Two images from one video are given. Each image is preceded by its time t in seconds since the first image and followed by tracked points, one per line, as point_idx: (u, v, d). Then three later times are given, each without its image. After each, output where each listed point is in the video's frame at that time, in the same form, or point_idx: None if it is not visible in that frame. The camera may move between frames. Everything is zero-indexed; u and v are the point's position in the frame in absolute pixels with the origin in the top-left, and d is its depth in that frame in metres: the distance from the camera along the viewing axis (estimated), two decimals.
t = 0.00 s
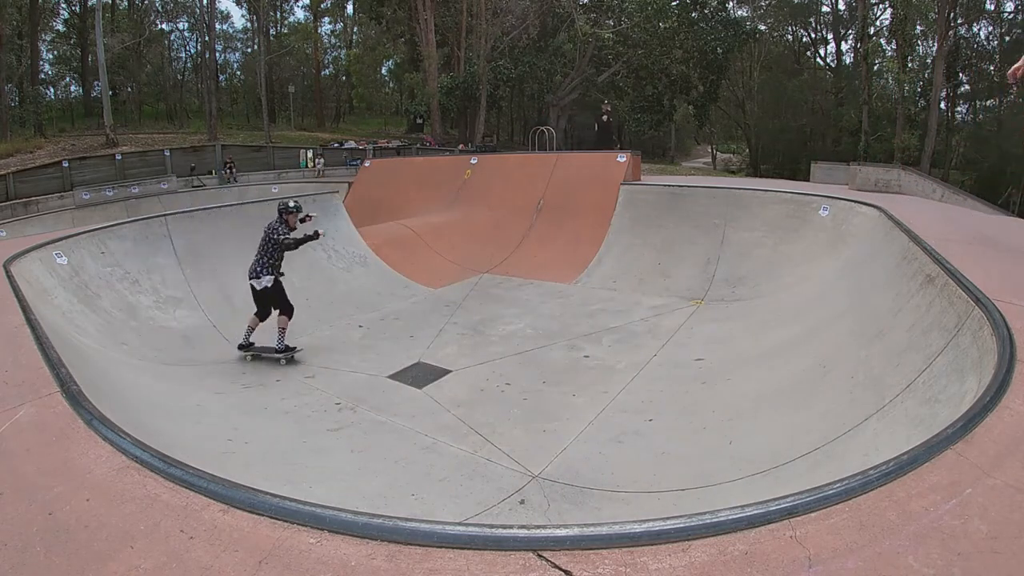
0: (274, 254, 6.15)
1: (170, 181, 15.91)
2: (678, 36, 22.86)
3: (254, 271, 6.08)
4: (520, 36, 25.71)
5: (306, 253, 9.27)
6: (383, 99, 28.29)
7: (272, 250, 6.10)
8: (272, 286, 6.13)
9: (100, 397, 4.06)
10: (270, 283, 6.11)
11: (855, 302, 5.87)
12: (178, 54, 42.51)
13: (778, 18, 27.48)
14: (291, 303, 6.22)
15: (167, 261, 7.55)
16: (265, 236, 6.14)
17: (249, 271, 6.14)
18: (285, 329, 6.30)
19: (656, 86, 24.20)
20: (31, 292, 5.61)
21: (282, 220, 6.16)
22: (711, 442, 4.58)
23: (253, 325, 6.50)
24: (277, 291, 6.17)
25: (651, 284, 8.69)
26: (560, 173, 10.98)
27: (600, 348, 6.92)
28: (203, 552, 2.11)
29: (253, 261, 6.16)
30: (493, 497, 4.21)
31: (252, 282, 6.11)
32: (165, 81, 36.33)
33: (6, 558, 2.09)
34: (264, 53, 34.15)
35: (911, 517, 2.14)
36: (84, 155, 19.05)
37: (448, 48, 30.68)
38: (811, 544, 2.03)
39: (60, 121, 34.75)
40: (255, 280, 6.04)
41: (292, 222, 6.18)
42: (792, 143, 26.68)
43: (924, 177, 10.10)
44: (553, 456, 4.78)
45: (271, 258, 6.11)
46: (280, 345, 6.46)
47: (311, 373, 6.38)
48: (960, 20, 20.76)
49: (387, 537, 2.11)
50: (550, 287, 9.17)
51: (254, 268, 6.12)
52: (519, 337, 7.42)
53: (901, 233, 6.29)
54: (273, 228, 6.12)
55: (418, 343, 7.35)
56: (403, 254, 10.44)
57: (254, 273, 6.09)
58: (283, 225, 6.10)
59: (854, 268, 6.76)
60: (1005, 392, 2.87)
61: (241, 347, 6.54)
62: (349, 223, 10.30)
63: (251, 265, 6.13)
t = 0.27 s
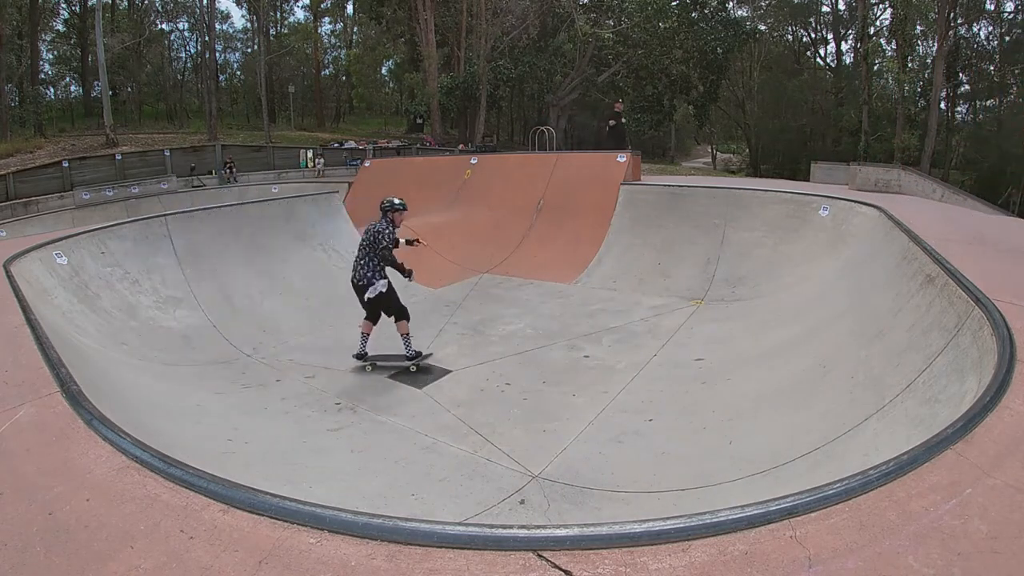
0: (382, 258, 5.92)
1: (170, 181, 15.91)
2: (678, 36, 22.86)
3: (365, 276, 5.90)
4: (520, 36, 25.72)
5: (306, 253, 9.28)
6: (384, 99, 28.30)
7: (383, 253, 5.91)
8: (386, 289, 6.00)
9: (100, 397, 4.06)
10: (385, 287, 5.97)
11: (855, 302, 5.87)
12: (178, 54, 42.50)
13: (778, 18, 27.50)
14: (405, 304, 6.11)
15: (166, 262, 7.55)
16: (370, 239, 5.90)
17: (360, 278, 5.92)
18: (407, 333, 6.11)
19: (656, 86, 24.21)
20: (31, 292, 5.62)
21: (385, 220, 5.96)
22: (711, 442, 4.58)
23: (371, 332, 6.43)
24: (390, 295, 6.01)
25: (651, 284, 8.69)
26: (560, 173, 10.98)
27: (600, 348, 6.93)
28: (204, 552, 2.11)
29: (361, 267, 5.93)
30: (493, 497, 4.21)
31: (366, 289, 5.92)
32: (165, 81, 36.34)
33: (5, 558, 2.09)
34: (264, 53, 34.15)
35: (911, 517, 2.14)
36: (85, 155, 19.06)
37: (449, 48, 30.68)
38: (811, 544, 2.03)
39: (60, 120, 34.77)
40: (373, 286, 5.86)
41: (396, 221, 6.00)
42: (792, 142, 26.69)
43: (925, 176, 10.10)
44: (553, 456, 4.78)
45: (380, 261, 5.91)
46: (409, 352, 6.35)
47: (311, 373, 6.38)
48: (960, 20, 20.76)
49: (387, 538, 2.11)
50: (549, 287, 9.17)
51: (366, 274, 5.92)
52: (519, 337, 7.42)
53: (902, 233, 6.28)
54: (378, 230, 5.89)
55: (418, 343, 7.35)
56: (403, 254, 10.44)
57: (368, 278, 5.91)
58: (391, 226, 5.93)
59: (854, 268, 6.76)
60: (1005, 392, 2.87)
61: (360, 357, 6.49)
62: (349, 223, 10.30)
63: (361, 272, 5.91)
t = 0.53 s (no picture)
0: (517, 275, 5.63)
1: (170, 181, 15.91)
2: (678, 36, 22.87)
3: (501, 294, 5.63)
4: (520, 36, 25.73)
5: (306, 253, 9.28)
6: (383, 99, 28.30)
7: (520, 269, 5.60)
8: (523, 307, 5.71)
9: (100, 397, 4.06)
10: (521, 305, 5.71)
11: (855, 302, 5.87)
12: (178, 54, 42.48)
13: (778, 18, 27.51)
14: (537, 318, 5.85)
15: (166, 262, 7.55)
16: (506, 255, 5.62)
17: (495, 296, 5.66)
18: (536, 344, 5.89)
19: (656, 86, 24.21)
20: (31, 292, 5.62)
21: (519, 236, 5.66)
22: (710, 442, 4.59)
23: (495, 336, 6.14)
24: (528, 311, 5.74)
25: (652, 284, 8.69)
26: (560, 173, 10.99)
27: (600, 347, 6.92)
28: (203, 552, 2.11)
29: (495, 285, 5.66)
30: (493, 497, 4.21)
31: (502, 308, 5.67)
32: (165, 81, 36.34)
33: (5, 558, 2.08)
34: (264, 54, 34.15)
35: (911, 517, 2.14)
36: (85, 155, 19.06)
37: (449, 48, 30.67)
38: (811, 544, 2.03)
39: (60, 120, 34.78)
40: (510, 305, 5.60)
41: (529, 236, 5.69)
42: (791, 142, 26.69)
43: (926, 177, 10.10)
44: (553, 456, 4.77)
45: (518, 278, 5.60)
46: (537, 359, 6.13)
47: (310, 373, 6.38)
48: (960, 20, 20.77)
49: (387, 538, 2.11)
50: (549, 287, 9.17)
51: (501, 292, 5.66)
52: (519, 337, 7.41)
53: (902, 233, 6.28)
54: (514, 245, 5.61)
55: (418, 343, 7.35)
56: (403, 253, 10.43)
57: (505, 296, 5.64)
58: (526, 241, 5.62)
59: (853, 268, 6.75)
60: (1005, 392, 2.87)
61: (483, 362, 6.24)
62: (349, 223, 10.29)
63: (497, 290, 5.64)
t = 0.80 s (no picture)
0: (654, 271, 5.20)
1: (170, 181, 15.91)
2: (678, 36, 22.89)
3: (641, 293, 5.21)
4: (520, 36, 25.74)
5: (306, 253, 9.28)
6: (383, 99, 28.29)
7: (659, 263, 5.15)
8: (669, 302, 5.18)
9: (100, 397, 4.06)
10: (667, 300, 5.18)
11: (855, 302, 5.87)
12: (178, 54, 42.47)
13: (778, 18, 27.53)
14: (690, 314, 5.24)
15: (166, 262, 7.55)
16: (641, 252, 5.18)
17: (638, 295, 5.21)
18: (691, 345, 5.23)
19: (656, 86, 24.21)
20: (31, 292, 5.62)
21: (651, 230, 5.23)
22: (710, 442, 4.58)
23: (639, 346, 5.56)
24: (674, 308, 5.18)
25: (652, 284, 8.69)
26: (560, 173, 10.99)
27: (601, 348, 6.92)
28: (204, 551, 2.11)
29: (635, 284, 5.24)
30: (493, 497, 4.20)
31: (647, 306, 5.19)
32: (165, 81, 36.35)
33: (5, 558, 2.08)
34: (264, 53, 34.15)
35: (911, 518, 2.14)
36: (85, 155, 19.06)
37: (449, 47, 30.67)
38: (811, 544, 2.03)
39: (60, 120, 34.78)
40: (654, 301, 5.13)
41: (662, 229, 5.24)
42: (791, 142, 26.70)
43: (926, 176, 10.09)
44: (553, 456, 4.77)
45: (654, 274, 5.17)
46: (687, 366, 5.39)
47: (310, 373, 6.38)
48: (960, 19, 20.78)
49: (387, 538, 2.11)
50: (549, 287, 9.17)
51: (644, 290, 5.21)
52: (519, 337, 7.41)
53: (902, 233, 6.28)
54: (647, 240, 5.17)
55: (418, 343, 7.34)
56: (403, 253, 10.43)
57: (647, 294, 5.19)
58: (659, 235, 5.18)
59: (853, 269, 6.75)
60: (1005, 392, 2.87)
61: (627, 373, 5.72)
62: (349, 222, 10.29)
63: (638, 288, 5.21)
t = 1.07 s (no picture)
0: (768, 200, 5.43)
1: (170, 181, 15.90)
2: (677, 36, 22.89)
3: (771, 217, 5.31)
4: (520, 36, 25.75)
5: (306, 253, 9.28)
6: (383, 99, 28.28)
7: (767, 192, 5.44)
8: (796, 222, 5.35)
9: (100, 396, 4.06)
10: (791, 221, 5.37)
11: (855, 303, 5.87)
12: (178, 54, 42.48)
13: (778, 18, 27.51)
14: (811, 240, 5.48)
15: (166, 261, 7.55)
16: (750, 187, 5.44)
17: (771, 221, 5.29)
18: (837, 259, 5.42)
19: (656, 86, 24.21)
20: (31, 292, 5.62)
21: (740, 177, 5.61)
22: (710, 442, 4.58)
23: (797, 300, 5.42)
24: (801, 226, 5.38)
25: (652, 284, 8.70)
26: (560, 173, 11.00)
27: (601, 347, 6.92)
28: (204, 551, 2.11)
29: (760, 214, 5.34)
30: (493, 497, 4.20)
31: (784, 226, 5.27)
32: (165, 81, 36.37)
33: (5, 558, 2.09)
34: (264, 53, 34.15)
35: (911, 518, 2.13)
36: (85, 154, 19.06)
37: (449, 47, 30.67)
38: (811, 544, 2.03)
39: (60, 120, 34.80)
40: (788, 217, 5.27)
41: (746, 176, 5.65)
42: (791, 142, 26.69)
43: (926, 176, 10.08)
44: (553, 456, 4.77)
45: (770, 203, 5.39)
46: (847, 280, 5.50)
47: (310, 373, 6.37)
48: (960, 20, 20.78)
49: (387, 537, 2.11)
50: (549, 287, 9.18)
51: (770, 218, 5.33)
52: (519, 337, 7.41)
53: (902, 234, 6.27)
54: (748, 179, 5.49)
55: (418, 343, 7.34)
56: (403, 253, 10.43)
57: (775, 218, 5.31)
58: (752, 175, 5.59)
59: (853, 269, 6.75)
60: (1005, 392, 2.87)
61: (807, 325, 5.52)
62: (349, 222, 10.29)
63: (768, 214, 5.31)
